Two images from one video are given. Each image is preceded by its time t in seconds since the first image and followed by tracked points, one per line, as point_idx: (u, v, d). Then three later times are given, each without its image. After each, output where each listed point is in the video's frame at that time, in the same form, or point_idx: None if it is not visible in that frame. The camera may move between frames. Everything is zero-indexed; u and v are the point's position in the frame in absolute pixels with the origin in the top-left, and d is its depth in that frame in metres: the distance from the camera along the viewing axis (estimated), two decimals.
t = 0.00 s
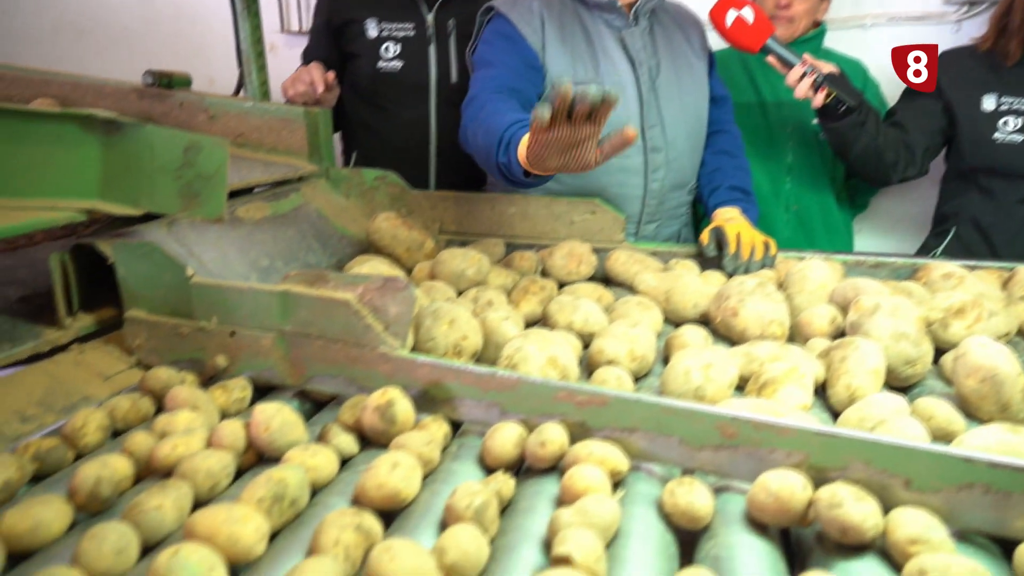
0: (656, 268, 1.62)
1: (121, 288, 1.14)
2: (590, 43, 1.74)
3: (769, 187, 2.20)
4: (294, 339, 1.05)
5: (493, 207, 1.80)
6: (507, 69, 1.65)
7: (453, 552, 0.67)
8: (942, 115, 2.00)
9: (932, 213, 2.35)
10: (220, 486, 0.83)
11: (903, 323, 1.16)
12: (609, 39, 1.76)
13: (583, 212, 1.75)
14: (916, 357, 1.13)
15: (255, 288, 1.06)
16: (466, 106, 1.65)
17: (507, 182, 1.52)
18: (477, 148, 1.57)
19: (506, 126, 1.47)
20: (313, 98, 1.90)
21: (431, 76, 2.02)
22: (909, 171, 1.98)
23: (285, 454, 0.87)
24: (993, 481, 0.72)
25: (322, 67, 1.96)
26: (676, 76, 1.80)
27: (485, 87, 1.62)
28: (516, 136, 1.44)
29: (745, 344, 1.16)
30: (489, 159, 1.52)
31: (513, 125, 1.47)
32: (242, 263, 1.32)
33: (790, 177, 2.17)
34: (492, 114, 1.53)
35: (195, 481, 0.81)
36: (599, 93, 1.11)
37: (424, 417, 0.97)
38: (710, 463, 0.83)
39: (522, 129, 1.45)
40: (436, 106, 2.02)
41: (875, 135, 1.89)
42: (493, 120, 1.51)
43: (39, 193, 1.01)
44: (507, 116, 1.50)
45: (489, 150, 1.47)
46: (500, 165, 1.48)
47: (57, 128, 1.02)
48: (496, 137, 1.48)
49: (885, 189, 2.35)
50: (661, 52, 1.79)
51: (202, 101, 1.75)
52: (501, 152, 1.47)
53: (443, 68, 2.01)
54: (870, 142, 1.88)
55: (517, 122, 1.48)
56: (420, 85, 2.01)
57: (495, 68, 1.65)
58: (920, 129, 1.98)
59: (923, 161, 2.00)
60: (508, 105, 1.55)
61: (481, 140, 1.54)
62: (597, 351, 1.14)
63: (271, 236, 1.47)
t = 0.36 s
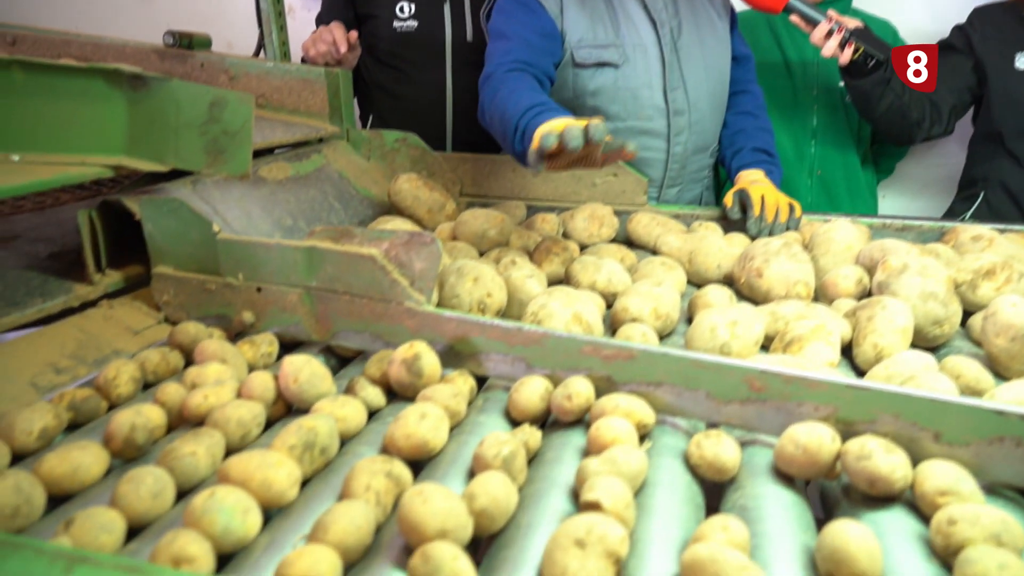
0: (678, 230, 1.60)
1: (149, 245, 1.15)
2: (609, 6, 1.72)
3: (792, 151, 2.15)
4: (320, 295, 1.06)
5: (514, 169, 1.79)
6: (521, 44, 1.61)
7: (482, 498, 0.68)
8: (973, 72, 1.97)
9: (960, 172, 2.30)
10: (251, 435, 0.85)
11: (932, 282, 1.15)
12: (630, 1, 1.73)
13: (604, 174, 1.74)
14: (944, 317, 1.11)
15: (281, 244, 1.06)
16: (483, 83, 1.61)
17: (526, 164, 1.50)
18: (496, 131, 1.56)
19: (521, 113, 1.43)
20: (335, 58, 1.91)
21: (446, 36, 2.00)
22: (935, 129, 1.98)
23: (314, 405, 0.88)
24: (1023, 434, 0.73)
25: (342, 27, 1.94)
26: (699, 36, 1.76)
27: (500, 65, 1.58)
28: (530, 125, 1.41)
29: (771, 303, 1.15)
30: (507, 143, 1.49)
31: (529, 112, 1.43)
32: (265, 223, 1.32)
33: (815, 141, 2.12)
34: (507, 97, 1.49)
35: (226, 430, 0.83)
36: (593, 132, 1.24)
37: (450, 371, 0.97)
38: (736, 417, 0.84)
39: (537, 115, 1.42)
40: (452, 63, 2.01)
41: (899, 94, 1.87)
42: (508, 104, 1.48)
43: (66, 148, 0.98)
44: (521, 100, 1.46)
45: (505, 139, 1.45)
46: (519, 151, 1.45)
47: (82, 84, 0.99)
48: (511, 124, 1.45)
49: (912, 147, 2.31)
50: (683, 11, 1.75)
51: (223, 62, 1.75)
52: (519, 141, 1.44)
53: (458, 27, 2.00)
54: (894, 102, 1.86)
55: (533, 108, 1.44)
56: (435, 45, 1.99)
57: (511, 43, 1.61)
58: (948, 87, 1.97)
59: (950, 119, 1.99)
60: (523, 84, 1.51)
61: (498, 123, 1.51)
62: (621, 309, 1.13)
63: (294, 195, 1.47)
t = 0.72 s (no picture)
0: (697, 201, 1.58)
1: (167, 213, 1.14)
2: None
3: (810, 124, 2.11)
4: (340, 263, 1.06)
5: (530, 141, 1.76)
6: (530, 39, 1.58)
7: (511, 462, 0.68)
8: (999, 39, 1.94)
9: (982, 141, 2.26)
10: (275, 402, 0.84)
11: (958, 252, 1.13)
12: None
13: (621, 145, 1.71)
14: (970, 287, 1.10)
15: (301, 212, 1.05)
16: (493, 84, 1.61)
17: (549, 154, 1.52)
18: (513, 127, 1.57)
19: (540, 105, 1.46)
20: (350, 28, 1.89)
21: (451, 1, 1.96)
22: (957, 98, 1.95)
23: (338, 372, 0.88)
24: None
25: None
26: (716, 4, 1.73)
27: (508, 63, 1.58)
28: (552, 116, 1.44)
29: (794, 273, 1.14)
30: (528, 137, 1.51)
31: (548, 103, 1.45)
32: (283, 193, 1.31)
33: (834, 113, 2.08)
34: (522, 92, 1.50)
35: (251, 395, 0.83)
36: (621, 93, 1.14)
37: (472, 339, 0.97)
38: (762, 385, 0.83)
39: (558, 105, 1.44)
40: (464, 31, 1.98)
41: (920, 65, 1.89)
42: (524, 98, 1.49)
43: (84, 115, 1.02)
44: (538, 93, 1.48)
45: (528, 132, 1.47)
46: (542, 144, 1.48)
47: (100, 51, 1.00)
48: (532, 117, 1.48)
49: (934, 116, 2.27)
50: None
51: (235, 31, 1.73)
52: (541, 132, 1.46)
53: None
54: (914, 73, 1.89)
55: (551, 99, 1.46)
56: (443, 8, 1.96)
57: (518, 38, 1.58)
58: (973, 54, 1.94)
59: (973, 87, 1.96)
60: (537, 78, 1.52)
61: (515, 120, 1.52)
62: (642, 278, 1.13)
63: (310, 166, 1.45)
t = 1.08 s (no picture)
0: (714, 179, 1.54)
1: (190, 187, 1.14)
2: None
3: (830, 103, 2.08)
4: (362, 237, 1.05)
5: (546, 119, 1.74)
6: (550, 24, 1.57)
7: (540, 431, 0.68)
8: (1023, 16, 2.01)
9: (1005, 122, 2.24)
10: (301, 372, 0.85)
11: (984, 229, 1.12)
12: None
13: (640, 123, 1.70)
14: (996, 263, 1.09)
15: (323, 186, 1.05)
16: (513, 70, 1.61)
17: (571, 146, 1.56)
18: (535, 120, 1.59)
19: (563, 105, 1.48)
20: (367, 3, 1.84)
21: None
22: (982, 75, 2.01)
23: (363, 344, 0.88)
24: None
25: None
26: None
27: (530, 51, 1.58)
28: (576, 116, 1.47)
29: (818, 249, 1.13)
30: (550, 131, 1.55)
31: (571, 102, 1.48)
32: (302, 167, 1.30)
33: (854, 92, 2.05)
34: (545, 87, 1.52)
35: (278, 366, 0.83)
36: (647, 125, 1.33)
37: (495, 313, 0.97)
38: (789, 358, 0.83)
39: (581, 106, 1.47)
40: (471, 9, 1.99)
41: (947, 36, 1.95)
42: (548, 95, 1.52)
43: (105, 89, 1.00)
44: (561, 90, 1.50)
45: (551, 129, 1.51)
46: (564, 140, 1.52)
47: (121, 24, 0.99)
48: (555, 115, 1.50)
49: (957, 95, 2.23)
50: None
51: (253, 8, 1.67)
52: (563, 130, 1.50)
53: None
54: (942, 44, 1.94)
55: (575, 97, 1.48)
56: None
57: (539, 23, 1.58)
58: (998, 31, 2.00)
59: (999, 63, 2.02)
60: (559, 72, 1.53)
61: (538, 114, 1.55)
62: (665, 254, 1.12)
63: (329, 142, 1.44)
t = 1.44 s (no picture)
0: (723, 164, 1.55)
1: (202, 170, 1.15)
2: None
3: (837, 90, 2.06)
4: (374, 220, 1.06)
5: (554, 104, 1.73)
6: None
7: (555, 409, 0.69)
8: None
9: (1016, 109, 2.24)
10: (316, 352, 0.86)
11: (994, 214, 1.12)
12: None
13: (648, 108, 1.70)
14: (1005, 248, 1.10)
15: (335, 168, 1.06)
16: (516, 33, 1.61)
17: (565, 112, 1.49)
18: (531, 81, 1.55)
19: (556, 62, 1.43)
20: None
21: None
22: (994, 61, 1.96)
23: (377, 324, 0.89)
24: None
25: None
26: None
27: (534, 11, 1.56)
28: (566, 75, 1.41)
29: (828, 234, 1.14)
30: (541, 91, 1.49)
31: (563, 61, 1.43)
32: (311, 150, 1.28)
33: (861, 81, 2.04)
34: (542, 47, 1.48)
35: (293, 346, 0.84)
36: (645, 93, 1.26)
37: (507, 295, 0.98)
38: (801, 339, 0.84)
39: (572, 65, 1.41)
40: None
41: (959, 22, 1.89)
42: (542, 51, 1.47)
43: (119, 70, 0.99)
44: (556, 50, 1.46)
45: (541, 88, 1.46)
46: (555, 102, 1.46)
47: (134, 5, 0.98)
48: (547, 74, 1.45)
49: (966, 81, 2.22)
50: None
51: None
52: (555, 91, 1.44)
53: None
54: (953, 30, 1.89)
55: (568, 56, 1.44)
56: None
57: None
58: (1010, 16, 1.95)
59: (1010, 50, 1.97)
60: (559, 32, 1.49)
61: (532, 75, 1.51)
62: (675, 238, 1.12)
63: (338, 127, 1.40)
